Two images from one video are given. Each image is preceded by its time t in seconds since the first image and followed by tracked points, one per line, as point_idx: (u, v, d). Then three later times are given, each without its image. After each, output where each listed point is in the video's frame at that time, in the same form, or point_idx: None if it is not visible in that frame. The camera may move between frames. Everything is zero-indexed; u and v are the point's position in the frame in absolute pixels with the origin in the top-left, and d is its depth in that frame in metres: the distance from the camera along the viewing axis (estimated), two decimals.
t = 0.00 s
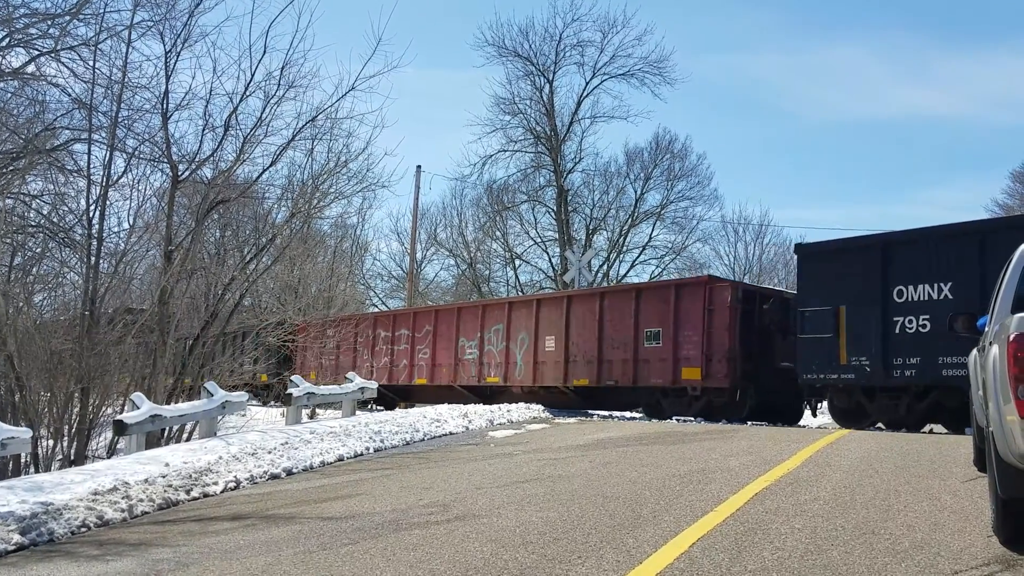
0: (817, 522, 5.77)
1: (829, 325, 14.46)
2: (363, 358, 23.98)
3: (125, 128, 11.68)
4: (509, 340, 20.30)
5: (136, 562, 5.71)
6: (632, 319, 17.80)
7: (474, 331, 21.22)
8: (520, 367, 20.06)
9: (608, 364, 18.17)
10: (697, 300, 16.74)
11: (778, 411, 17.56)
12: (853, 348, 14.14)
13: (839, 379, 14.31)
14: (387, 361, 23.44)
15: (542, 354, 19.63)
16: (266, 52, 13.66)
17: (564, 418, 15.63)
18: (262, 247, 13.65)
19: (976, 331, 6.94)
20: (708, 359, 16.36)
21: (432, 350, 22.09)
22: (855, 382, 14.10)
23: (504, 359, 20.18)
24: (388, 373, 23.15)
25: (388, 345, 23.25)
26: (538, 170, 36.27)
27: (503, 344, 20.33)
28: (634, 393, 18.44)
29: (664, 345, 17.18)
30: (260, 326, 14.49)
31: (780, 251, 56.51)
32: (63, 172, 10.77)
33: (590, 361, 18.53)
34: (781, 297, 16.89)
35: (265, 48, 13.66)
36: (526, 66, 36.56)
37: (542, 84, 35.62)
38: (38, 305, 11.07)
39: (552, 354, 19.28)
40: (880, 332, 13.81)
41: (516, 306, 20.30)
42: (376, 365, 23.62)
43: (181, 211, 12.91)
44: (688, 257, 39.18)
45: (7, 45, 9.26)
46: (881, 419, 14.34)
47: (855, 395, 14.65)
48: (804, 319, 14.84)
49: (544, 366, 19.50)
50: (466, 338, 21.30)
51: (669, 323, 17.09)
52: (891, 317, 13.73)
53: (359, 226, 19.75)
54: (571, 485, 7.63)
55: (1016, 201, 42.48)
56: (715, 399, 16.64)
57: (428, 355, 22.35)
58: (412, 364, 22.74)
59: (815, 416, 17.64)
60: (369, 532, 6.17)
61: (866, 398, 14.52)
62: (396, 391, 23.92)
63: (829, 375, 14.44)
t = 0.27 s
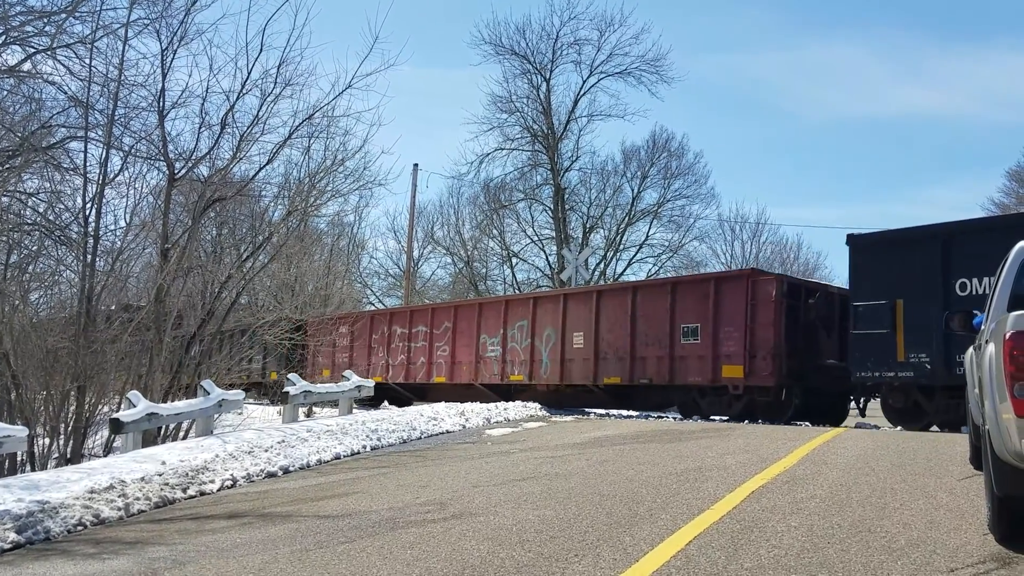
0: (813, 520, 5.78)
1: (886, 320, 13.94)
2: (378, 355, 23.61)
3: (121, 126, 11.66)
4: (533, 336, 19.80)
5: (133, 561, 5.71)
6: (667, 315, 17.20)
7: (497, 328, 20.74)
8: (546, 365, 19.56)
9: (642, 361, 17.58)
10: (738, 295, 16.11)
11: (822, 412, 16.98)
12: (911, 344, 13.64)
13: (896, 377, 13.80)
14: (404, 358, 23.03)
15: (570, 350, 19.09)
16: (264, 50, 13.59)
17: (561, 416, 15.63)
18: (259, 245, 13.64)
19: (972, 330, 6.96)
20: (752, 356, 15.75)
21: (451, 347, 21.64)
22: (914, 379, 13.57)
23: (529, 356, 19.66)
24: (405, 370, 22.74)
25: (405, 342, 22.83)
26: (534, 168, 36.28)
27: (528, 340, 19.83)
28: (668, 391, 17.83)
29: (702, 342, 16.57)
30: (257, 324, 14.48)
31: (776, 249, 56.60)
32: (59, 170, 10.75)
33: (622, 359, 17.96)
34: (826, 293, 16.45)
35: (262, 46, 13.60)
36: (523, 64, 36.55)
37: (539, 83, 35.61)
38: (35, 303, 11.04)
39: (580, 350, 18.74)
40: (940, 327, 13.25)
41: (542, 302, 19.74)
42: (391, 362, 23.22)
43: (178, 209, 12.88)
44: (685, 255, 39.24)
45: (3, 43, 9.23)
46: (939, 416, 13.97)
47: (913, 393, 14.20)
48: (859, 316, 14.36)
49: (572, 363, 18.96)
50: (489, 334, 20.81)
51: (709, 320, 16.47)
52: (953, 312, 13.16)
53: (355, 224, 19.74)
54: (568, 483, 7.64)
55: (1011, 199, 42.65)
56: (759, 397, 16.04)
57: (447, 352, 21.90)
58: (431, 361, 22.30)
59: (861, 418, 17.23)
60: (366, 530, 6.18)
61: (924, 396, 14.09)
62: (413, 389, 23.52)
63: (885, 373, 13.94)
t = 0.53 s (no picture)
0: (811, 518, 5.79)
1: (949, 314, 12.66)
2: (394, 352, 23.11)
3: (119, 124, 11.63)
4: (562, 333, 19.13)
5: (130, 559, 5.70)
6: (707, 310, 16.42)
7: (523, 325, 20.06)
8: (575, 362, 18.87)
9: (680, 359, 16.84)
10: (785, 289, 15.29)
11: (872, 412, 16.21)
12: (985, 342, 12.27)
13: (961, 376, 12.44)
14: (423, 356, 22.47)
15: (601, 348, 18.37)
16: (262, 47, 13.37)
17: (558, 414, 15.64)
18: (257, 243, 13.63)
19: (970, 328, 6.97)
20: (800, 352, 14.98)
21: (474, 344, 21.04)
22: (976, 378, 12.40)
23: (557, 354, 19.06)
24: (423, 368, 22.17)
25: (424, 339, 22.28)
26: (533, 166, 36.26)
27: (556, 337, 19.17)
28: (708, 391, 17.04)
29: (746, 338, 15.77)
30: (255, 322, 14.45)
31: (774, 247, 56.65)
32: (56, 167, 10.73)
33: (657, 356, 17.25)
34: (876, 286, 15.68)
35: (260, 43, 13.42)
36: (521, 62, 36.52)
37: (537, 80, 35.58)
38: (32, 301, 11.03)
39: (613, 347, 18.00)
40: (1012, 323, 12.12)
41: (569, 297, 19.12)
42: (409, 360, 22.67)
43: (175, 206, 12.86)
44: (683, 253, 39.22)
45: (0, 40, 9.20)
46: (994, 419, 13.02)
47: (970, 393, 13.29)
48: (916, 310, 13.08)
49: (604, 361, 18.23)
50: (514, 331, 20.12)
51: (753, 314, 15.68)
52: None
53: (353, 222, 19.72)
54: (566, 481, 7.65)
55: (1008, 197, 42.73)
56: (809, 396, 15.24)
57: (469, 349, 21.26)
58: (451, 359, 21.69)
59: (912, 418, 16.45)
60: (364, 528, 6.18)
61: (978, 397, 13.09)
62: (430, 387, 23.01)
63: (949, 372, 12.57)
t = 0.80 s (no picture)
0: (808, 517, 5.80)
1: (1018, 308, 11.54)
2: (413, 350, 22.94)
3: (117, 123, 11.61)
4: (593, 331, 18.73)
5: (127, 558, 5.69)
6: (750, 307, 15.93)
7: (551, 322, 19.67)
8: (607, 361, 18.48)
9: (723, 358, 16.30)
10: (836, 285, 14.73)
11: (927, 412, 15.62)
12: None
13: None
14: (443, 354, 22.23)
15: (635, 346, 17.93)
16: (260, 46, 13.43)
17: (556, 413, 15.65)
18: (255, 242, 13.65)
19: (967, 328, 6.98)
20: (853, 351, 14.42)
21: (499, 342, 20.76)
22: None
23: (586, 352, 18.72)
24: (444, 367, 21.90)
25: (444, 337, 22.04)
26: (531, 165, 36.25)
27: (587, 335, 18.78)
28: (752, 391, 16.55)
29: (794, 336, 15.27)
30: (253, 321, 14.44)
31: (771, 247, 56.73)
32: (54, 166, 10.71)
33: (697, 355, 16.73)
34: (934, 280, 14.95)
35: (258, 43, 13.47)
36: (520, 61, 36.52)
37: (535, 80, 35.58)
38: (29, 299, 11.02)
39: (648, 346, 17.56)
40: None
41: (600, 294, 18.69)
42: (429, 358, 22.45)
43: (173, 205, 12.85)
44: (681, 253, 39.21)
45: None
46: None
47: None
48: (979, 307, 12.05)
49: (638, 360, 17.78)
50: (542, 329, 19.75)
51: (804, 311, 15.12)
52: None
53: (351, 221, 19.72)
54: (564, 480, 7.64)
55: (1005, 198, 42.87)
56: (865, 397, 14.65)
57: (493, 348, 20.93)
58: (474, 357, 21.39)
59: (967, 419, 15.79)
60: (361, 527, 6.18)
61: None
62: (449, 386, 22.83)
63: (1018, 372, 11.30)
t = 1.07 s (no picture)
0: (807, 516, 5.80)
1: None
2: (433, 348, 22.05)
3: (116, 122, 11.62)
4: (628, 328, 17.83)
5: (127, 557, 5.68)
6: (803, 303, 15.03)
7: (584, 319, 18.79)
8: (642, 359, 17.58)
9: (772, 356, 15.41)
10: (895, 277, 13.81)
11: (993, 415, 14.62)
12: None
13: None
14: (465, 353, 21.32)
15: (674, 344, 17.03)
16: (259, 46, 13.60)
17: (556, 412, 15.66)
18: (254, 241, 13.63)
19: (966, 327, 6.98)
20: (915, 348, 13.50)
21: (525, 340, 19.87)
22: None
23: (621, 350, 17.84)
24: (467, 365, 21.01)
25: (467, 335, 21.14)
26: (531, 165, 36.24)
27: (622, 332, 17.88)
28: (803, 393, 15.65)
29: (850, 333, 14.36)
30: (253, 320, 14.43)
31: (771, 246, 56.79)
32: (53, 165, 10.70)
33: (742, 353, 15.88)
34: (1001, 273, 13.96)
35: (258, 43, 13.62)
36: (519, 60, 36.52)
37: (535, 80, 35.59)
38: (29, 298, 11.04)
39: (688, 343, 16.68)
40: None
41: (635, 289, 17.85)
42: (450, 357, 21.54)
43: (173, 204, 12.85)
44: (681, 253, 39.20)
45: None
46: None
47: None
48: None
49: (677, 358, 16.90)
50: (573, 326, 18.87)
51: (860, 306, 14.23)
52: None
53: (351, 220, 19.72)
54: (564, 480, 7.64)
55: (1005, 197, 42.92)
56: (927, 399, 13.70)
57: (519, 346, 20.03)
58: (498, 356, 20.47)
59: None
60: (361, 526, 6.18)
61: None
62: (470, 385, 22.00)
63: None
